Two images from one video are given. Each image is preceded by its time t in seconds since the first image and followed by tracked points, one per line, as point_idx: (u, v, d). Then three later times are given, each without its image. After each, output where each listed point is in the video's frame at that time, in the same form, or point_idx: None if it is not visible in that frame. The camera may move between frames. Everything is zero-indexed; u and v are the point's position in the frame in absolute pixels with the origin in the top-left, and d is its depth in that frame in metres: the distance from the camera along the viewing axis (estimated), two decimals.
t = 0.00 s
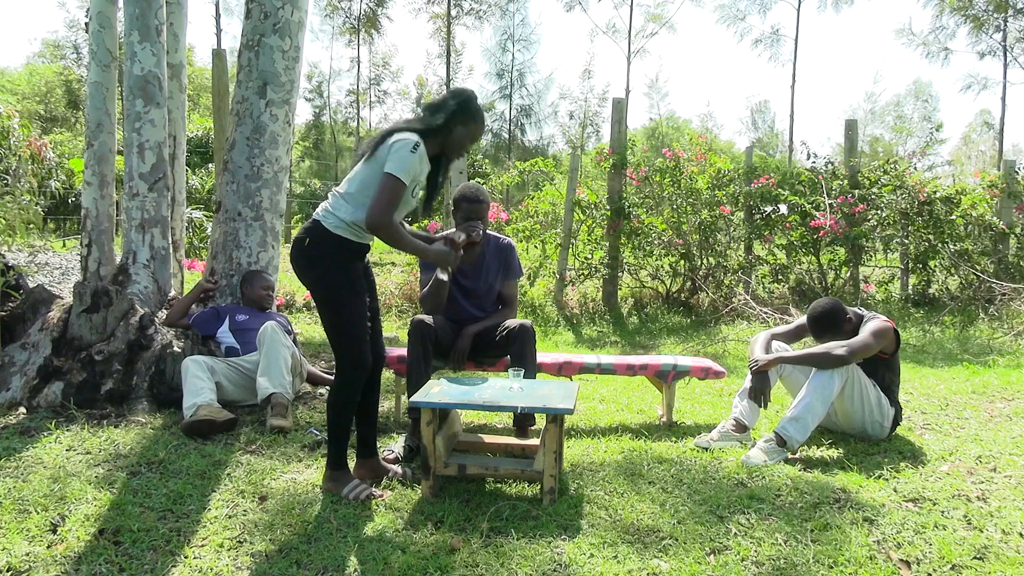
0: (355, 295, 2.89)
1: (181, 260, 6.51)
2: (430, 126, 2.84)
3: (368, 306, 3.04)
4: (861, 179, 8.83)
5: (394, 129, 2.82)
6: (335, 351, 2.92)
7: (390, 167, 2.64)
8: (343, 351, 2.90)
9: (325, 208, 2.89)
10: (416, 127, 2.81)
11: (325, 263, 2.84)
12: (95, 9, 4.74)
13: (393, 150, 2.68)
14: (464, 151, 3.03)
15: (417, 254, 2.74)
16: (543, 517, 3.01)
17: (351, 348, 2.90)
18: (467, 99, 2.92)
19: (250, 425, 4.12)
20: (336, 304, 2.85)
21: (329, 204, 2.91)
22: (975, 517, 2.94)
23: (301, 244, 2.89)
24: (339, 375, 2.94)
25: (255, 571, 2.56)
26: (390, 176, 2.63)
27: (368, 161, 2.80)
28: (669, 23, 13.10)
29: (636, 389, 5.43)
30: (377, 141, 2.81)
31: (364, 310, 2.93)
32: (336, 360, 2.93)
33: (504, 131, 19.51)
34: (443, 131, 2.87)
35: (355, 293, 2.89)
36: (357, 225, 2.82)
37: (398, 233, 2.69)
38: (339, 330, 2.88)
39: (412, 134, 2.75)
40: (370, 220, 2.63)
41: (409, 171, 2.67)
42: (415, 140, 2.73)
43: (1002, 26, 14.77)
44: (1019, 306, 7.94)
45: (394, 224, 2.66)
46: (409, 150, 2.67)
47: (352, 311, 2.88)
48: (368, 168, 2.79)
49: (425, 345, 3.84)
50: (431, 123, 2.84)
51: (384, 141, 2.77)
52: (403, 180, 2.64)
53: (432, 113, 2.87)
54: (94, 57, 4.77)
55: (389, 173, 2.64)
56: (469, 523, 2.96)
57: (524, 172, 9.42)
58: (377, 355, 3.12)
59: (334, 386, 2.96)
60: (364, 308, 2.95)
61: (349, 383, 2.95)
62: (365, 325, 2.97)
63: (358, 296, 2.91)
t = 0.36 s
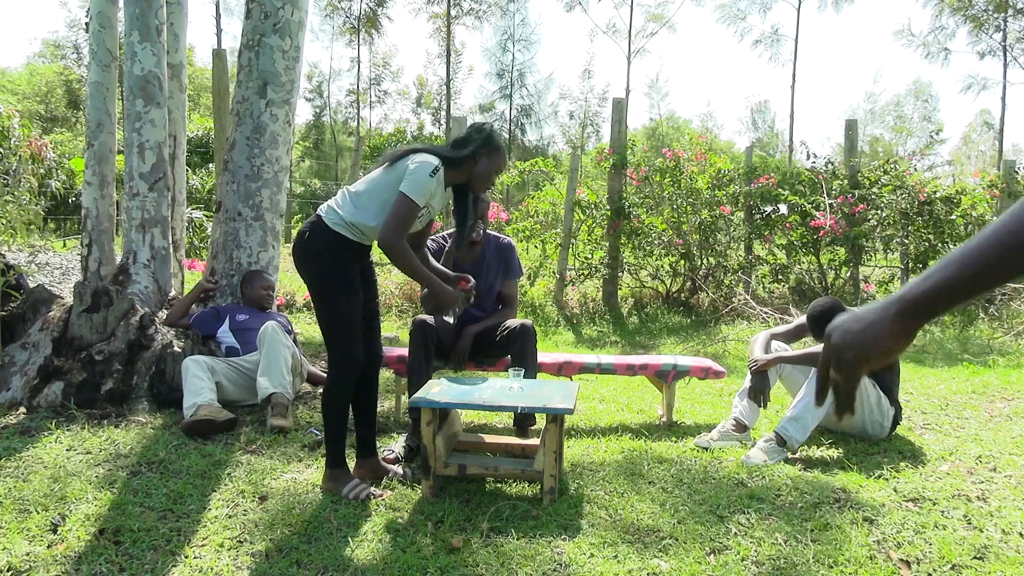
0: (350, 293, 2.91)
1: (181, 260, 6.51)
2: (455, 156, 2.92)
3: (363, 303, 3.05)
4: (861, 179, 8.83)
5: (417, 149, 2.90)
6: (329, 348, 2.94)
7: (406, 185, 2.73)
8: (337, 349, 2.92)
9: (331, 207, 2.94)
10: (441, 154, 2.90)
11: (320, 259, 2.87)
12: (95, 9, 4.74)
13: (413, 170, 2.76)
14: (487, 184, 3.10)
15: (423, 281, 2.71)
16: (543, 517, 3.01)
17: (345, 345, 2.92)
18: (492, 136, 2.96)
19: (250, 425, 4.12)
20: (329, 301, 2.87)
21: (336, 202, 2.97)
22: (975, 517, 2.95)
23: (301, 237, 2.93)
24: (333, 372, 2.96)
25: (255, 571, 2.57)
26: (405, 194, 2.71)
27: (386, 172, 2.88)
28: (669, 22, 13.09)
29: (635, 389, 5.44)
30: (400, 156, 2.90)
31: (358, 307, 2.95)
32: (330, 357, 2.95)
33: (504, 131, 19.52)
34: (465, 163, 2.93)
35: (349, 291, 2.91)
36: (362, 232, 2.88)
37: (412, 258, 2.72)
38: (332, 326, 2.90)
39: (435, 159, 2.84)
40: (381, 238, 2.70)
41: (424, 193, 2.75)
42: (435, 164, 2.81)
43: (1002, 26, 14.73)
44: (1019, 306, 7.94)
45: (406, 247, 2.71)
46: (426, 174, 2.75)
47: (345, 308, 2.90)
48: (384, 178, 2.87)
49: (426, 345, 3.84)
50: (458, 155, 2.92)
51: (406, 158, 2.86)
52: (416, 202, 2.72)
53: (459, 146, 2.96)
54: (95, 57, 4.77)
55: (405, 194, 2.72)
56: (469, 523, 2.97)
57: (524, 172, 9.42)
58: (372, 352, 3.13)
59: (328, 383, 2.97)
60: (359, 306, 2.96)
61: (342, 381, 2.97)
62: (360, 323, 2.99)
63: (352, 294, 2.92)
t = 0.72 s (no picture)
0: (345, 294, 2.90)
1: (181, 260, 6.51)
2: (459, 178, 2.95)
3: (358, 303, 3.05)
4: (861, 179, 8.82)
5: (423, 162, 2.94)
6: (324, 347, 2.95)
7: (403, 194, 2.75)
8: (332, 349, 2.93)
9: (330, 204, 2.96)
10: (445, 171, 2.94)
11: (317, 259, 2.86)
12: (95, 9, 4.74)
13: (413, 180, 2.79)
14: (486, 207, 3.14)
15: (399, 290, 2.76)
16: (543, 517, 3.01)
17: (340, 345, 2.93)
18: (497, 165, 3.01)
19: (250, 425, 4.12)
20: (324, 300, 2.87)
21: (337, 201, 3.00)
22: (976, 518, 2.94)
23: (297, 234, 2.93)
24: (328, 371, 2.95)
25: (254, 571, 2.56)
26: (400, 201, 2.73)
27: (389, 178, 2.91)
28: (669, 22, 13.07)
29: (635, 389, 5.44)
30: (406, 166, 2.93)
31: (353, 307, 2.94)
32: (326, 356, 2.96)
33: (504, 131, 19.53)
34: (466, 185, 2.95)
35: (345, 292, 2.90)
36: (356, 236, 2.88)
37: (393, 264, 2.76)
38: (327, 326, 2.90)
39: (438, 173, 2.87)
40: (368, 239, 2.72)
41: (419, 203, 2.76)
42: (436, 178, 2.83)
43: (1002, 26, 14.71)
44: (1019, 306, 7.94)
45: (388, 252, 2.73)
46: (425, 186, 2.78)
47: (340, 309, 2.90)
48: (385, 184, 2.89)
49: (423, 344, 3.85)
50: (461, 176, 2.95)
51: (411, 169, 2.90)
52: (409, 210, 2.74)
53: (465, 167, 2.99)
54: (95, 58, 4.77)
55: (399, 201, 2.74)
56: (469, 523, 2.97)
57: (524, 172, 9.42)
58: (369, 352, 3.12)
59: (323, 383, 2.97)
60: (354, 305, 2.95)
61: (338, 381, 2.97)
62: (356, 323, 2.99)
63: (348, 294, 2.92)
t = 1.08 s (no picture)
0: (340, 293, 2.91)
1: (181, 260, 6.51)
2: (456, 192, 2.93)
3: (354, 301, 3.04)
4: (861, 180, 8.65)
5: (421, 172, 2.95)
6: (323, 347, 2.95)
7: (396, 205, 2.76)
8: (328, 347, 2.93)
9: (328, 204, 2.98)
10: (442, 183, 2.93)
11: (311, 258, 2.87)
12: (95, 9, 4.74)
13: (407, 193, 2.80)
14: (485, 218, 3.12)
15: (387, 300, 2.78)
16: (543, 517, 3.01)
17: (336, 343, 2.93)
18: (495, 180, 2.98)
19: (250, 425, 4.12)
20: (318, 299, 2.87)
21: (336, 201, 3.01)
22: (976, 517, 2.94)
23: (292, 235, 2.95)
24: (327, 371, 2.96)
25: (254, 571, 2.56)
26: (392, 212, 2.75)
27: (386, 186, 2.92)
28: (669, 22, 13.06)
29: (636, 389, 5.44)
30: (404, 175, 2.94)
31: (349, 305, 2.94)
32: (322, 355, 2.96)
33: (504, 131, 19.55)
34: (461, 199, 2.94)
35: (339, 290, 2.91)
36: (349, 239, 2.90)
37: (381, 273, 2.79)
38: (323, 325, 2.90)
39: (433, 186, 2.87)
40: (358, 246, 2.75)
41: (411, 216, 2.77)
42: (430, 192, 2.83)
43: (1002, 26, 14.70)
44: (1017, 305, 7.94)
45: (376, 262, 2.76)
46: (417, 199, 2.78)
47: (337, 307, 2.90)
48: (381, 192, 2.91)
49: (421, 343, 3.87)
50: (458, 189, 2.94)
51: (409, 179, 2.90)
52: (399, 222, 2.75)
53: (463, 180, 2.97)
54: (95, 58, 4.78)
55: (390, 213, 2.75)
56: (470, 523, 2.97)
57: (524, 172, 9.42)
58: (366, 352, 3.12)
59: (323, 383, 2.97)
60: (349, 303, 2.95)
61: (334, 380, 2.97)
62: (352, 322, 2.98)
63: (343, 293, 2.92)
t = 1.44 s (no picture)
0: (346, 293, 2.91)
1: (181, 260, 6.51)
2: (436, 161, 2.89)
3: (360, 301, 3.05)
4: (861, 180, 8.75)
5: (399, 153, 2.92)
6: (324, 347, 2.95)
7: (380, 188, 2.75)
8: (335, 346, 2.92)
9: (318, 207, 2.98)
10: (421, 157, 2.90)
11: (313, 262, 2.88)
12: (95, 9, 4.74)
13: (388, 174, 2.78)
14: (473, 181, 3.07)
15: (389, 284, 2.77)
16: (543, 517, 3.01)
17: (342, 342, 2.92)
18: (474, 143, 2.94)
19: (251, 425, 4.12)
20: (325, 301, 2.88)
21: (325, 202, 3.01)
22: (975, 517, 2.95)
23: (291, 242, 2.96)
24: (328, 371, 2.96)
25: (254, 572, 2.56)
26: (378, 197, 2.74)
27: (368, 173, 2.90)
28: (669, 22, 13.06)
29: (635, 389, 5.44)
30: (383, 159, 2.91)
31: (358, 304, 2.94)
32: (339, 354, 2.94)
33: (504, 131, 19.55)
34: (446, 170, 2.90)
35: (345, 290, 2.91)
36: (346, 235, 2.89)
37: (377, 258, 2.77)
38: (329, 325, 2.92)
39: (413, 163, 2.84)
40: (350, 237, 2.74)
41: (398, 196, 2.76)
42: (412, 169, 2.81)
43: (1002, 26, 14.69)
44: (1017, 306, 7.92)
45: (370, 247, 2.75)
46: (400, 178, 2.75)
47: (345, 307, 2.90)
48: (364, 180, 2.89)
49: (419, 344, 3.87)
50: (439, 159, 2.90)
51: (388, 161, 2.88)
52: (387, 204, 2.74)
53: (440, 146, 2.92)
54: (95, 58, 4.78)
55: (376, 196, 2.74)
56: (470, 523, 2.97)
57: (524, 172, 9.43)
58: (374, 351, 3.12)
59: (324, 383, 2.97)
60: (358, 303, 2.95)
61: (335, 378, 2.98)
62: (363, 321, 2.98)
63: (350, 293, 2.92)
